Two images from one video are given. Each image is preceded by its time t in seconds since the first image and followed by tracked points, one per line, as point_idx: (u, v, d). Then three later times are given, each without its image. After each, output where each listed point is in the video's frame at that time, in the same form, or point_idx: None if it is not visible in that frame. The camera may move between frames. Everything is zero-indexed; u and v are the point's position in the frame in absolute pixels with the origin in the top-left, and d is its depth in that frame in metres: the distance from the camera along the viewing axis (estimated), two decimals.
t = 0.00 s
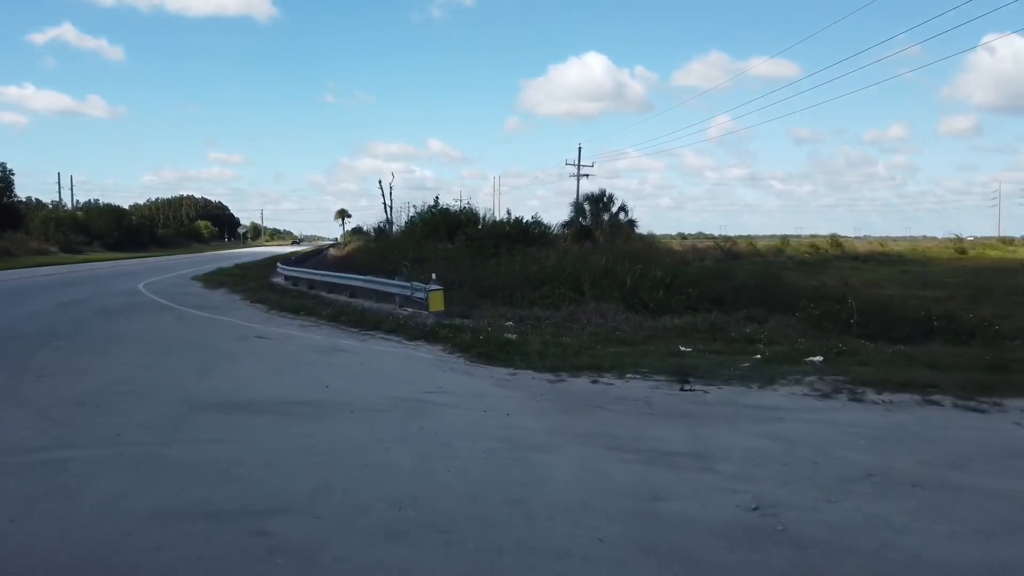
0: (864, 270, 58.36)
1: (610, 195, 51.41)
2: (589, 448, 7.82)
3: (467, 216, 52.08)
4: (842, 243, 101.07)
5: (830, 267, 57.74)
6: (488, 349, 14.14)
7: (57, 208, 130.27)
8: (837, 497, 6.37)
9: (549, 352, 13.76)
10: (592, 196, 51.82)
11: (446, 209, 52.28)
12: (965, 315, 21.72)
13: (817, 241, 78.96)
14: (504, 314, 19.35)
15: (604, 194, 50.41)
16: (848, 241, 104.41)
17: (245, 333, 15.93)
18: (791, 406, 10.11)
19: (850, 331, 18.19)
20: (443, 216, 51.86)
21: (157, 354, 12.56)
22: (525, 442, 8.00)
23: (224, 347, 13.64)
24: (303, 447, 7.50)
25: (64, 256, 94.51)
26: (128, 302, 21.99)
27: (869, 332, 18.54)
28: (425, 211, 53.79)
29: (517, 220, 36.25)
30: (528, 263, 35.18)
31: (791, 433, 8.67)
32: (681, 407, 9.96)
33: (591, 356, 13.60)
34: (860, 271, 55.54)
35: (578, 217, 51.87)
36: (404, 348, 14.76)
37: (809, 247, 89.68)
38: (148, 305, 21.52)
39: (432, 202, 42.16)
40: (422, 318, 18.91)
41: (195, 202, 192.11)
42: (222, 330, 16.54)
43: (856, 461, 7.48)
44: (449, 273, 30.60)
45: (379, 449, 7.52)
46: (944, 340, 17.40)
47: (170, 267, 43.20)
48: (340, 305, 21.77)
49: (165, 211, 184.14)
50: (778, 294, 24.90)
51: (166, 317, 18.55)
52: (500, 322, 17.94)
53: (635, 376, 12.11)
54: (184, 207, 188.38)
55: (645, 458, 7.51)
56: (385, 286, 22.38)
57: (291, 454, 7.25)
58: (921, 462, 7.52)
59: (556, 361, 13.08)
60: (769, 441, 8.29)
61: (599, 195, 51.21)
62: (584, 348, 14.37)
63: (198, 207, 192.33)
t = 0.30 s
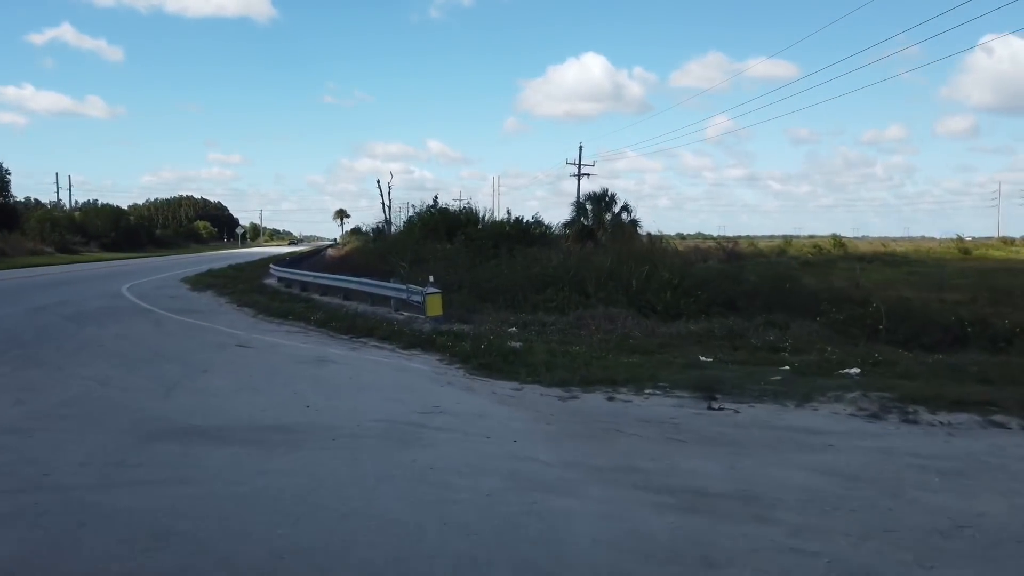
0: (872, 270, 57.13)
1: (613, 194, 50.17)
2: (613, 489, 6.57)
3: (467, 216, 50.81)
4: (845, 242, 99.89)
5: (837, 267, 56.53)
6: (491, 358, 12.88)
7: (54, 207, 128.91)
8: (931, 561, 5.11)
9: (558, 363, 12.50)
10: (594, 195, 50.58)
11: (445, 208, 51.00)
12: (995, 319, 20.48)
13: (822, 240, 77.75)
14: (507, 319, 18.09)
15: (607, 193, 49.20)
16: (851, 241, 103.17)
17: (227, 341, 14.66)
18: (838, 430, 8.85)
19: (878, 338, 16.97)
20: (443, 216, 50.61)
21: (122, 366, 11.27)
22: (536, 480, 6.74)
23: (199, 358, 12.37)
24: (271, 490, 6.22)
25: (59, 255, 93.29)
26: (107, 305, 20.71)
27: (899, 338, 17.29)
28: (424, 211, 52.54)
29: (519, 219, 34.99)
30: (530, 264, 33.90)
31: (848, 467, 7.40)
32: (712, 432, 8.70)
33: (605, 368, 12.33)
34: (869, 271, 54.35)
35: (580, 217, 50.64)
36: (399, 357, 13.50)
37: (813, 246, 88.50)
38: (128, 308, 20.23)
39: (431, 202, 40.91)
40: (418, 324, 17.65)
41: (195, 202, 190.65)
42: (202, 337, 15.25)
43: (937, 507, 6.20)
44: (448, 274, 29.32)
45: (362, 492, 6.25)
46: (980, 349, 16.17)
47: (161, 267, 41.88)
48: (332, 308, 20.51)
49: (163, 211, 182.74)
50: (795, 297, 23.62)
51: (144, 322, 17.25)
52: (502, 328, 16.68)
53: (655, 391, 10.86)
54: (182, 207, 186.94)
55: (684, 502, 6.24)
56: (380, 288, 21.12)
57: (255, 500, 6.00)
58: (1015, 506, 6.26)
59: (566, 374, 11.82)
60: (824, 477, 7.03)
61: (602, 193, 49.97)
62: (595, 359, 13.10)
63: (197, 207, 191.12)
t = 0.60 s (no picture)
0: (881, 270, 55.90)
1: (617, 193, 48.98)
2: (655, 545, 5.38)
3: (467, 216, 49.54)
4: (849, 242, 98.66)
5: (846, 268, 55.31)
6: (498, 370, 11.68)
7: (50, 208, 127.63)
8: None
9: (573, 378, 11.26)
10: (598, 194, 49.38)
11: (446, 208, 49.73)
12: None
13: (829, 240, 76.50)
14: (512, 326, 16.86)
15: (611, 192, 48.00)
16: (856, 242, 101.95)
17: (210, 350, 13.45)
18: (903, 462, 7.67)
19: (912, 346, 15.77)
20: (443, 216, 49.39)
21: (85, 382, 10.05)
22: (560, 533, 5.54)
23: (174, 371, 11.15)
24: (234, 551, 5.03)
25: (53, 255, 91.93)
26: (87, 310, 19.47)
27: (934, 346, 16.09)
28: (423, 210, 51.29)
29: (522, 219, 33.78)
30: (533, 266, 32.66)
31: (930, 512, 6.22)
32: (759, 464, 7.49)
33: (625, 382, 11.11)
34: (879, 271, 53.12)
35: (583, 217, 49.39)
36: (396, 369, 12.27)
37: (818, 246, 87.28)
38: (108, 313, 18.97)
39: (430, 201, 39.72)
40: (417, 330, 16.45)
41: (192, 202, 189.28)
42: (182, 346, 14.03)
43: None
44: (448, 276, 28.07)
45: (348, 554, 5.06)
46: None
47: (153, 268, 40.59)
48: (326, 313, 19.28)
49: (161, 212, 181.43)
50: (814, 302, 22.38)
51: (122, 329, 16.02)
52: (509, 336, 15.45)
53: (685, 411, 9.64)
54: (182, 207, 185.37)
55: (745, 564, 5.06)
56: (377, 292, 19.89)
57: (215, 565, 4.82)
58: None
59: (582, 390, 10.59)
60: (907, 527, 5.83)
61: (606, 193, 48.77)
62: (612, 372, 11.86)
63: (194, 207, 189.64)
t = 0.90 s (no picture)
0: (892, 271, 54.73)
1: (623, 193, 47.86)
2: None
3: (469, 217, 48.39)
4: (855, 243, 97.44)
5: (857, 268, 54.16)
6: (511, 384, 10.57)
7: (49, 208, 126.56)
8: None
9: (594, 394, 10.12)
10: (603, 194, 48.24)
11: (447, 208, 48.61)
12: None
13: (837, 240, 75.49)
14: (521, 332, 15.71)
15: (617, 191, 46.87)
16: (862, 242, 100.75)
17: (192, 360, 12.33)
18: (989, 500, 6.56)
19: (952, 355, 14.67)
20: (445, 215, 48.27)
21: (47, 401, 8.95)
22: None
23: (147, 386, 10.02)
24: None
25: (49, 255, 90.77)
26: (69, 314, 18.33)
27: (974, 354, 14.98)
28: (424, 210, 50.15)
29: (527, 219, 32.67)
30: (539, 268, 31.53)
31: None
32: (824, 504, 6.36)
33: (653, 399, 9.97)
34: (891, 272, 51.94)
35: (588, 218, 48.28)
36: (395, 382, 11.13)
37: (824, 246, 86.09)
38: (91, 318, 17.84)
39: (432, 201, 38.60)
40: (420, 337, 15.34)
41: (195, 203, 187.79)
42: (165, 354, 12.92)
43: None
44: (451, 278, 26.95)
45: None
46: None
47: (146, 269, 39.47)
48: (323, 318, 18.18)
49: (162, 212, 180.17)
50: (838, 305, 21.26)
51: (103, 335, 14.90)
52: (518, 344, 14.32)
53: (724, 435, 8.50)
54: (182, 208, 184.27)
55: None
56: (376, 295, 18.79)
57: None
58: None
59: (606, 407, 9.44)
60: None
61: (611, 192, 47.64)
62: (636, 387, 10.70)
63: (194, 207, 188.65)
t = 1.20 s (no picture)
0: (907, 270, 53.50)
1: (631, 191, 46.78)
2: None
3: (475, 216, 47.35)
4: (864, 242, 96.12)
5: (870, 268, 52.97)
6: (529, 398, 9.54)
7: (51, 207, 125.74)
8: None
9: (623, 412, 9.08)
10: (611, 193, 47.17)
11: (452, 207, 47.56)
12: None
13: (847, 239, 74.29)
14: (535, 338, 14.68)
15: (625, 190, 45.77)
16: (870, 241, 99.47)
17: (180, 370, 11.30)
18: None
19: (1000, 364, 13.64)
20: (450, 215, 47.22)
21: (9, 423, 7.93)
22: None
23: (125, 402, 8.99)
24: None
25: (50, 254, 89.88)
26: (55, 317, 17.32)
27: None
28: (428, 209, 49.11)
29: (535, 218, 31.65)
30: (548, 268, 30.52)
31: None
32: (917, 555, 5.32)
33: (690, 417, 8.94)
34: (905, 272, 50.79)
35: (595, 216, 47.22)
36: (401, 396, 10.11)
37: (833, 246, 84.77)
38: (78, 322, 16.84)
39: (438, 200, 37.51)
40: (427, 344, 14.32)
41: (197, 202, 186.92)
42: (151, 363, 11.90)
43: None
44: (458, 280, 25.94)
45: None
46: None
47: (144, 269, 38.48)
48: (323, 322, 17.15)
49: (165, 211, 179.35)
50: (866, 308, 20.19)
51: (86, 342, 13.89)
52: (532, 352, 13.30)
53: (777, 462, 7.46)
54: (184, 207, 183.48)
55: None
56: (380, 298, 17.77)
57: None
58: None
59: (639, 428, 8.40)
60: None
61: (619, 190, 46.55)
62: (668, 403, 9.67)
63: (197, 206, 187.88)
